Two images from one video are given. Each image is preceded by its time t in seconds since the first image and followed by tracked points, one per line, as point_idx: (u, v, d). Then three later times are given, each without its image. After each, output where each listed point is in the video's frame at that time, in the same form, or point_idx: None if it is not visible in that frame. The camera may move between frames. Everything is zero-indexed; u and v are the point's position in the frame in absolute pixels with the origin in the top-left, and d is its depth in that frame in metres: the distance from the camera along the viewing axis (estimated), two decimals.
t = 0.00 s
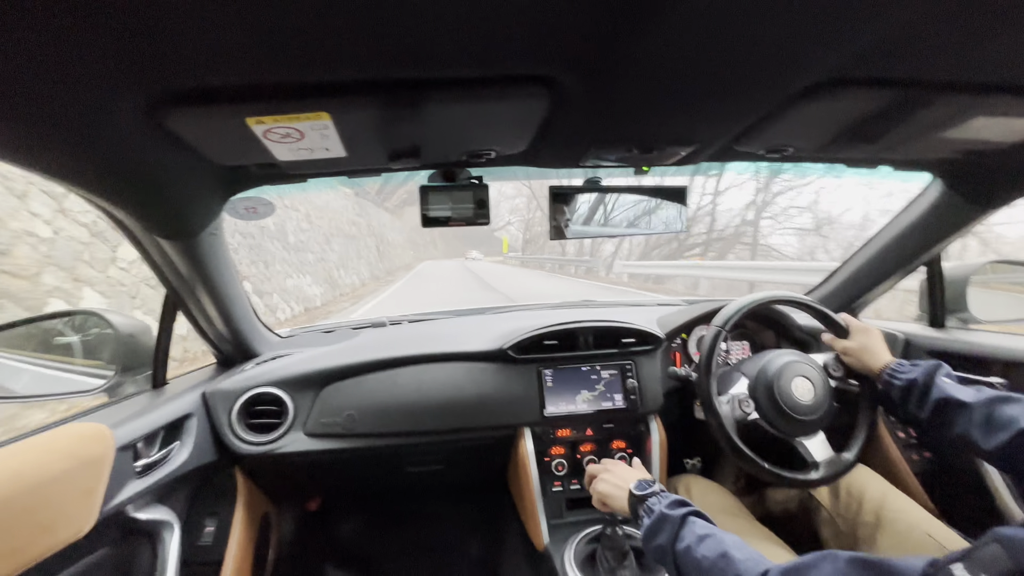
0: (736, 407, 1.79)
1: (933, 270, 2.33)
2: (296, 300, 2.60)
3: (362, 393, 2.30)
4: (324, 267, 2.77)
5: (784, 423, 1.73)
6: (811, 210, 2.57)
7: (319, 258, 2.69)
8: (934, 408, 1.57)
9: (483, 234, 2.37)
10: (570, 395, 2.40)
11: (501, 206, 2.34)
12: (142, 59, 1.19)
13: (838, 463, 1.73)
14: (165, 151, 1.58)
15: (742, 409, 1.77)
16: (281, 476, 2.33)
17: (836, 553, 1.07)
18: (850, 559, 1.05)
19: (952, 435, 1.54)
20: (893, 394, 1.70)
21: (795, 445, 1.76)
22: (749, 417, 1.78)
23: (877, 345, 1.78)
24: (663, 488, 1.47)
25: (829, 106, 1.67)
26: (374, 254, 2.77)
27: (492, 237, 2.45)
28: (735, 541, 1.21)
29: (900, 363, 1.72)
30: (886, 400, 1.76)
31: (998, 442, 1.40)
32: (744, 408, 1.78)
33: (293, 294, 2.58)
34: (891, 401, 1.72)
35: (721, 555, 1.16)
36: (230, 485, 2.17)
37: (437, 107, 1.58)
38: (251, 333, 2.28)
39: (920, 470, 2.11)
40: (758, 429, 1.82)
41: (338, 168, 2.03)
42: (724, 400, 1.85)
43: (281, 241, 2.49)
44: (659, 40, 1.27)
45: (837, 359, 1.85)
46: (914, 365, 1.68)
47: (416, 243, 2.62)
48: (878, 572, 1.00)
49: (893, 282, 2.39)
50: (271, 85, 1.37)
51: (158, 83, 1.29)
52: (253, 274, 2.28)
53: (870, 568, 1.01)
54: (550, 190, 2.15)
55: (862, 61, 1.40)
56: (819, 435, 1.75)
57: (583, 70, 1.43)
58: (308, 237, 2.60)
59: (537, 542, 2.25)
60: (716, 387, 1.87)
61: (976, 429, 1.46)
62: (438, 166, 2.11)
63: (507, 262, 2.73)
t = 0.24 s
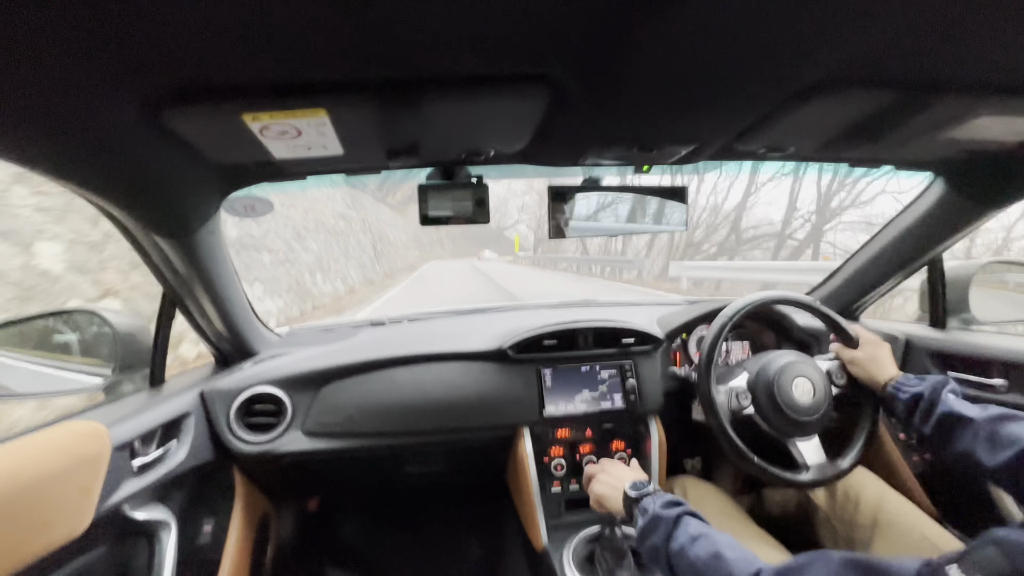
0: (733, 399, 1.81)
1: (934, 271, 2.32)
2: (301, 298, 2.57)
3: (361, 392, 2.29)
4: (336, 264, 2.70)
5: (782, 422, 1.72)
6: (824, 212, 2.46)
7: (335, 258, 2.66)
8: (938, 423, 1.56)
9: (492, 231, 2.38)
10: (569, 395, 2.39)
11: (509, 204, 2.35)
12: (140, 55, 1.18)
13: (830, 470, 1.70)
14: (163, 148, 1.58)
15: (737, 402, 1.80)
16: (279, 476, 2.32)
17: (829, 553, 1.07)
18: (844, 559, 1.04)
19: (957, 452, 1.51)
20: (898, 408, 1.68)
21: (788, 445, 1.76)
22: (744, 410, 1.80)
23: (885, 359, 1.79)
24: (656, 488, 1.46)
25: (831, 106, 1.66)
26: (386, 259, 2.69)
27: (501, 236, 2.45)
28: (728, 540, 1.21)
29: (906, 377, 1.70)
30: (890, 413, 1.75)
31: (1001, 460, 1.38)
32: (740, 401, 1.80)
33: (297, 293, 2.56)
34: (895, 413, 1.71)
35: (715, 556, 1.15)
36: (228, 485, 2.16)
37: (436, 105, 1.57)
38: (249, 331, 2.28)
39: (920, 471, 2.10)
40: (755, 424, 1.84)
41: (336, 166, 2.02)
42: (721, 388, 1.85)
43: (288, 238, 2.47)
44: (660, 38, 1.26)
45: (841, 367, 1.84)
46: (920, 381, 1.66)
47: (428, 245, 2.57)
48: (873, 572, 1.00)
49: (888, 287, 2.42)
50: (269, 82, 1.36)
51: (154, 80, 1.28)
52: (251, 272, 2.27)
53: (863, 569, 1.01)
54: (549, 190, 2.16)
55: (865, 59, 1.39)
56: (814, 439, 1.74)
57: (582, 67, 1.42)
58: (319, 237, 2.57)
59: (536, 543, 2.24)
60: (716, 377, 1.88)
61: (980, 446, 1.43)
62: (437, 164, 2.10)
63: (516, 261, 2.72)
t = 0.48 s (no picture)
0: (733, 398, 1.79)
1: (936, 273, 2.32)
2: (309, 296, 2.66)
3: (362, 394, 2.30)
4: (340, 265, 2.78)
5: (784, 423, 1.72)
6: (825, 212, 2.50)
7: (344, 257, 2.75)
8: (942, 428, 1.51)
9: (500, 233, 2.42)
10: (570, 396, 2.39)
11: (516, 206, 2.35)
12: (145, 58, 1.18)
13: (829, 473, 1.69)
14: (167, 150, 1.58)
15: (738, 402, 1.78)
16: (281, 477, 2.33)
17: (832, 558, 1.06)
18: (846, 563, 1.04)
19: (959, 457, 1.48)
20: (902, 413, 1.65)
21: (788, 448, 1.74)
22: (745, 409, 1.78)
23: (889, 365, 1.76)
24: (659, 490, 1.45)
25: (832, 109, 1.67)
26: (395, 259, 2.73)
27: (508, 238, 2.50)
28: (731, 544, 1.20)
29: (908, 384, 1.68)
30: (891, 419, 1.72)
31: (1006, 465, 1.35)
32: (742, 401, 1.78)
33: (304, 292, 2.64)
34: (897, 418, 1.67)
35: (717, 560, 1.15)
36: (229, 486, 2.16)
37: (437, 107, 1.58)
38: (252, 332, 2.29)
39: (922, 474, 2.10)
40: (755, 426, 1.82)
41: (338, 168, 2.03)
42: (722, 387, 1.84)
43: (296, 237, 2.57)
44: (662, 42, 1.27)
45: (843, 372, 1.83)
46: (923, 387, 1.63)
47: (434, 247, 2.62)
48: None
49: (895, 285, 2.40)
50: (274, 85, 1.37)
51: (158, 83, 1.28)
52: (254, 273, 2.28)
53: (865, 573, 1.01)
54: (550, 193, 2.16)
55: (867, 63, 1.39)
56: (815, 442, 1.73)
57: (583, 70, 1.42)
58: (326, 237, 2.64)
59: (537, 544, 2.24)
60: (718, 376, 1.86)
61: (984, 450, 1.40)
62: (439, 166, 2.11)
63: (527, 265, 2.79)
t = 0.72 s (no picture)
0: (732, 392, 1.80)
1: (936, 273, 2.31)
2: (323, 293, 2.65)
3: (362, 392, 2.30)
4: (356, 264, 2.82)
5: (783, 422, 1.72)
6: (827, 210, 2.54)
7: (360, 256, 2.77)
8: (945, 437, 1.48)
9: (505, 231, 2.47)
10: (570, 395, 2.40)
11: (521, 206, 2.38)
12: (147, 56, 1.18)
13: (824, 473, 1.69)
14: (168, 147, 1.58)
15: (737, 396, 1.79)
16: (281, 474, 2.33)
17: (832, 558, 1.06)
18: (846, 563, 1.04)
19: (964, 466, 1.44)
20: (904, 420, 1.61)
21: (785, 446, 1.75)
22: (743, 404, 1.79)
23: (891, 371, 1.74)
24: (660, 490, 1.46)
25: (833, 108, 1.66)
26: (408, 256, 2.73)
27: (514, 240, 2.57)
28: (732, 544, 1.20)
29: (910, 391, 1.64)
30: (891, 422, 1.69)
31: (1009, 475, 1.30)
32: (741, 394, 1.79)
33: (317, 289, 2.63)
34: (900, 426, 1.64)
35: (717, 558, 1.15)
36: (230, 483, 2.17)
37: (438, 105, 1.58)
38: (252, 329, 2.29)
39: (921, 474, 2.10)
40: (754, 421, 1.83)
41: (339, 166, 2.03)
42: (722, 380, 1.84)
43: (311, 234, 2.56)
44: (664, 40, 1.27)
45: (843, 375, 1.79)
46: (926, 395, 1.59)
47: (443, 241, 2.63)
48: None
49: (893, 287, 2.41)
50: (275, 83, 1.37)
51: (159, 80, 1.28)
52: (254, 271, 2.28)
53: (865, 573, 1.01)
54: (552, 189, 2.13)
55: (868, 62, 1.39)
56: (812, 442, 1.73)
57: (584, 68, 1.42)
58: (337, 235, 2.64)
59: (537, 542, 2.25)
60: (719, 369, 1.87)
61: (987, 460, 1.35)
62: (439, 165, 2.10)
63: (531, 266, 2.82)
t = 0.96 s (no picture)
0: (733, 389, 1.80)
1: (938, 271, 2.30)
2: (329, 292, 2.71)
3: (362, 392, 2.30)
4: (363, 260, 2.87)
5: (783, 421, 1.72)
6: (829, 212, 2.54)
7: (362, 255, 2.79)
8: (946, 438, 1.46)
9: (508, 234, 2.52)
10: (571, 394, 2.40)
11: (523, 206, 2.40)
12: (147, 57, 1.19)
13: (823, 473, 1.68)
14: (168, 148, 1.59)
15: (737, 393, 1.79)
16: (282, 475, 2.34)
17: (831, 555, 1.06)
18: (845, 560, 1.04)
19: (962, 469, 1.42)
20: (905, 421, 1.60)
21: (784, 444, 1.75)
22: (745, 400, 1.79)
23: (894, 373, 1.73)
24: (660, 488, 1.46)
25: (833, 107, 1.66)
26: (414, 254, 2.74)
27: (518, 240, 2.57)
28: (731, 542, 1.20)
29: (912, 393, 1.63)
30: (893, 423, 1.68)
31: (1012, 478, 1.29)
32: (741, 391, 1.79)
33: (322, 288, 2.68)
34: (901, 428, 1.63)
35: (716, 556, 1.15)
36: (232, 483, 2.17)
37: (438, 105, 1.58)
38: (253, 330, 2.29)
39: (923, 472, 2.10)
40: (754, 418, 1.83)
41: (339, 166, 2.03)
42: (724, 377, 1.85)
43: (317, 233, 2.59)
44: (664, 40, 1.27)
45: (847, 376, 1.80)
46: (928, 397, 1.59)
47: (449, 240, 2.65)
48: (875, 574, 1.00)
49: (892, 287, 2.41)
50: (275, 84, 1.37)
51: (159, 81, 1.28)
52: (255, 271, 2.29)
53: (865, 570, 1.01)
54: (553, 189, 2.13)
55: (868, 61, 1.39)
56: (812, 442, 1.72)
57: (584, 68, 1.42)
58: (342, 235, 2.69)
59: (538, 542, 2.25)
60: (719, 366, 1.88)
61: (989, 462, 1.35)
62: (440, 165, 2.10)
63: (532, 266, 2.83)
